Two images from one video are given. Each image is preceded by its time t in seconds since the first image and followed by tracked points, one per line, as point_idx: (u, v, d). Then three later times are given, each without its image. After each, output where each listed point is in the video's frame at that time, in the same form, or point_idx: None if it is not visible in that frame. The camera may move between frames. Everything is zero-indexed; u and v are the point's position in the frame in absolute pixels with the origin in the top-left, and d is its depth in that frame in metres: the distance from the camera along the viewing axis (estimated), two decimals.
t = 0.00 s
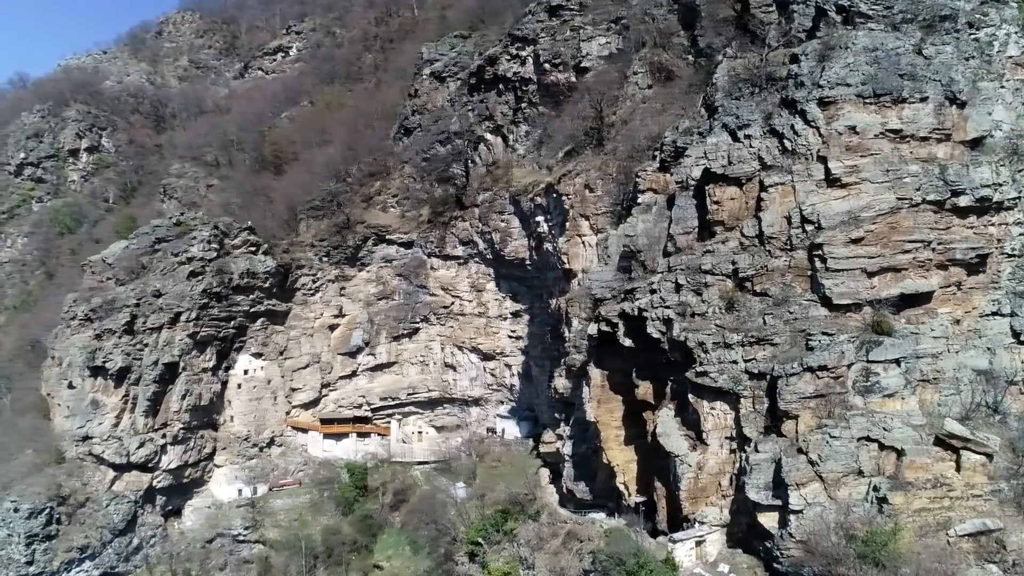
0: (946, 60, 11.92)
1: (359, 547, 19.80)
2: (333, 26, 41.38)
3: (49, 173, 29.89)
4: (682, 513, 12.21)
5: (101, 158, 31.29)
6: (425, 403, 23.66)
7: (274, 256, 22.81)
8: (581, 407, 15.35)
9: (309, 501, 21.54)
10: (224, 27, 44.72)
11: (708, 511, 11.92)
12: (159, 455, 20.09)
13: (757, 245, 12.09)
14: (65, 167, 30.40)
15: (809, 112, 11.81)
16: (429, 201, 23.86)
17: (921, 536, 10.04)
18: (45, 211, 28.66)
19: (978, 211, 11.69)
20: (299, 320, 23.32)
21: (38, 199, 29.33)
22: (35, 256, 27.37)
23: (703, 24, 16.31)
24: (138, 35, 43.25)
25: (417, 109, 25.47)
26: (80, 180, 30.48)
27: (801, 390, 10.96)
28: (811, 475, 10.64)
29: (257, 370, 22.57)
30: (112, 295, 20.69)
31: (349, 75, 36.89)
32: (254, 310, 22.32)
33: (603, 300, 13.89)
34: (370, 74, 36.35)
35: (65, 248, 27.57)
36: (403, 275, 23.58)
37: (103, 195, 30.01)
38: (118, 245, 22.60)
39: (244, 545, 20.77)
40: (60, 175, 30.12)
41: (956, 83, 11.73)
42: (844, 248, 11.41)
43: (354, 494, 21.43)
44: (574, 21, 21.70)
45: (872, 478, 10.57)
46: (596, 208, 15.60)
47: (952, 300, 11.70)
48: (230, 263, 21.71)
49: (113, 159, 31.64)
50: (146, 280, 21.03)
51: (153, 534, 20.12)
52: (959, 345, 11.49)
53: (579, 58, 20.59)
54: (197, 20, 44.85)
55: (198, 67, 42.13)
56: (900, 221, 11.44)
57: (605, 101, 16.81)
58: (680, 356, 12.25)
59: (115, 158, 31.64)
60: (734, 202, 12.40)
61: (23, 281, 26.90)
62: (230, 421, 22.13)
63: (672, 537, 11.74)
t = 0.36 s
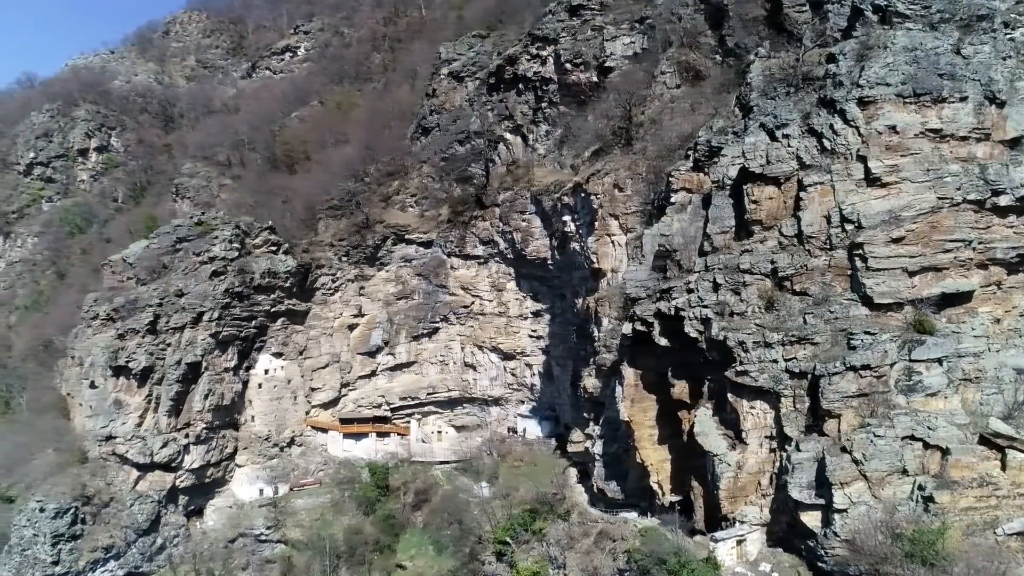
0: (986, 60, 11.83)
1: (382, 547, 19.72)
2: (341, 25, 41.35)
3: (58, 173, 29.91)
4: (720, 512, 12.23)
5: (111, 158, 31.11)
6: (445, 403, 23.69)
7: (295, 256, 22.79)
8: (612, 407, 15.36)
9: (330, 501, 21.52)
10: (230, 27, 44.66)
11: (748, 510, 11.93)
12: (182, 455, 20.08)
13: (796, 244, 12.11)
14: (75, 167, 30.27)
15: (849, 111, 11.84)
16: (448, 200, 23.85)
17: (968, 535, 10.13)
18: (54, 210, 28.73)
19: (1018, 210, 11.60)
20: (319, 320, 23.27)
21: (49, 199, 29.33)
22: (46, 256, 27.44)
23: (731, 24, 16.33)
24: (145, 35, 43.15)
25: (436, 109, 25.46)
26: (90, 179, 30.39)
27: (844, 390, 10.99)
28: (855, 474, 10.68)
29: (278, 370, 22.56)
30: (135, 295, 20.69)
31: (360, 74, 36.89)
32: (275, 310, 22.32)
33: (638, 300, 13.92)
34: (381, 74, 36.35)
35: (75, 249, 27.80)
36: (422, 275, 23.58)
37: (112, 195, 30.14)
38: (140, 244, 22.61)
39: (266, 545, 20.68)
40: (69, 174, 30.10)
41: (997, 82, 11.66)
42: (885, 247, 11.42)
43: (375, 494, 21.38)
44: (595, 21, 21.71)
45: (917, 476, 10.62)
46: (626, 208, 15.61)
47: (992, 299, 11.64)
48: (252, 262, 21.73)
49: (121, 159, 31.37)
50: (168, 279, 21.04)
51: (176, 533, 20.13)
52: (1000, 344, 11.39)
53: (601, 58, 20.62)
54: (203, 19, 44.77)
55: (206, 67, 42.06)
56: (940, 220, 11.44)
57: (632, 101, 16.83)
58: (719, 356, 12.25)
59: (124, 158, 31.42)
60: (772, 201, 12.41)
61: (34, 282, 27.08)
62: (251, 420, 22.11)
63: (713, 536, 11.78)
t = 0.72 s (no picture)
0: None
1: (404, 547, 19.65)
2: (350, 25, 41.35)
3: (69, 173, 29.82)
4: (759, 512, 12.21)
5: (120, 158, 30.74)
6: (464, 402, 23.68)
7: (315, 256, 22.79)
8: (642, 407, 15.36)
9: (351, 501, 21.49)
10: (237, 27, 44.56)
11: (787, 510, 11.92)
12: (206, 454, 20.09)
13: (835, 244, 12.14)
14: (85, 168, 30.03)
15: (888, 111, 11.86)
16: (468, 200, 23.85)
17: (1015, 534, 10.25)
18: (64, 210, 28.74)
19: None
20: (339, 319, 23.24)
21: (59, 199, 29.38)
22: (57, 256, 27.60)
23: (760, 24, 16.37)
24: (153, 35, 43.05)
25: (455, 109, 25.47)
26: (100, 179, 30.19)
27: (887, 389, 11.03)
28: (899, 473, 10.71)
29: (299, 369, 22.56)
30: (157, 295, 20.69)
31: (372, 75, 36.89)
32: (295, 310, 22.31)
33: (673, 300, 13.95)
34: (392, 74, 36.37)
35: (85, 249, 27.93)
36: (442, 276, 23.55)
37: (121, 195, 29.82)
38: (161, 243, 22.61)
39: (288, 545, 20.63)
40: (79, 174, 29.95)
41: None
42: (926, 247, 11.41)
43: (397, 493, 21.37)
44: (617, 21, 21.73)
45: (961, 476, 10.67)
46: (656, 207, 15.63)
47: None
48: (274, 262, 21.76)
49: (130, 159, 31.03)
50: (190, 279, 21.05)
51: (200, 533, 20.13)
52: None
53: (624, 59, 20.68)
54: (210, 20, 44.72)
55: (214, 67, 42.00)
56: (982, 220, 11.43)
57: (660, 100, 16.83)
58: (758, 355, 12.25)
59: (134, 158, 31.08)
60: (811, 201, 12.43)
61: (45, 283, 27.20)
62: (273, 420, 22.10)
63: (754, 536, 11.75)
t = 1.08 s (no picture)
0: None
1: (427, 547, 19.61)
2: (358, 25, 41.27)
3: (78, 172, 29.79)
4: (797, 511, 12.20)
5: (129, 158, 30.86)
6: (484, 402, 23.67)
7: (336, 256, 22.82)
8: (673, 407, 15.35)
9: (372, 500, 21.44)
10: (244, 27, 44.48)
11: (827, 509, 11.95)
12: (229, 454, 20.09)
13: (874, 244, 12.15)
14: (94, 167, 30.09)
15: (928, 111, 11.88)
16: (488, 200, 23.87)
17: None
18: (75, 210, 28.68)
19: None
20: (358, 319, 23.20)
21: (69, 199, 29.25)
22: (68, 255, 27.31)
23: (788, 24, 16.40)
24: (160, 35, 42.96)
25: (473, 108, 25.48)
26: (109, 179, 30.16)
27: (930, 388, 11.06)
28: (943, 472, 10.78)
29: (319, 369, 22.55)
30: (180, 294, 20.75)
31: (384, 74, 36.85)
32: (316, 309, 22.30)
33: (707, 299, 13.96)
34: (404, 74, 36.36)
35: (96, 249, 27.58)
36: (462, 275, 23.58)
37: (131, 195, 29.86)
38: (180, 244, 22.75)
39: (310, 544, 20.61)
40: (89, 174, 29.95)
41: None
42: (967, 247, 11.47)
43: (418, 492, 21.36)
44: (638, 21, 21.76)
45: (1004, 475, 10.80)
46: (686, 207, 15.61)
47: None
48: (296, 262, 21.77)
49: (140, 159, 31.19)
50: (212, 279, 21.09)
51: (223, 533, 20.12)
52: None
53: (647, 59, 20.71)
54: (217, 20, 44.64)
55: (221, 67, 41.92)
56: (1022, 219, 11.46)
57: (688, 99, 16.82)
58: (796, 354, 12.23)
59: (142, 157, 31.22)
60: (849, 200, 12.45)
61: (55, 282, 26.86)
62: (294, 420, 22.09)
63: (795, 535, 11.85)
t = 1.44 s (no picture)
0: None
1: (449, 547, 19.59)
2: (368, 24, 41.21)
3: (89, 172, 29.71)
4: (835, 510, 12.25)
5: (139, 158, 30.93)
6: (504, 402, 23.69)
7: (356, 256, 22.76)
8: (704, 407, 15.37)
9: (394, 500, 21.43)
10: (252, 27, 44.46)
11: (868, 508, 12.00)
12: (252, 454, 20.10)
13: (912, 243, 12.18)
14: (104, 167, 30.08)
15: (968, 110, 11.89)
16: (508, 200, 23.82)
17: None
18: (85, 210, 28.59)
19: None
20: (378, 318, 23.18)
21: (79, 198, 29.21)
22: (80, 255, 27.17)
23: (817, 23, 16.42)
24: (168, 34, 42.94)
25: (491, 109, 25.51)
26: (119, 179, 30.16)
27: (973, 387, 11.12)
28: (987, 471, 10.81)
29: (340, 369, 22.48)
30: (204, 294, 20.80)
31: (395, 74, 36.81)
32: (337, 309, 22.24)
33: (742, 299, 13.98)
34: (416, 74, 36.35)
35: (108, 249, 27.43)
36: (482, 275, 23.51)
37: (141, 195, 29.85)
38: (202, 244, 22.89)
39: (333, 543, 20.69)
40: (99, 174, 29.89)
41: None
42: (1008, 246, 11.42)
43: (440, 492, 21.37)
44: (660, 20, 21.78)
45: None
46: (716, 206, 15.62)
47: None
48: (318, 261, 21.74)
49: (150, 159, 31.27)
50: (235, 279, 21.13)
51: (246, 533, 20.11)
52: None
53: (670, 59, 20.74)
54: (225, 19, 44.61)
55: (229, 66, 41.89)
56: None
57: (717, 99, 16.81)
58: (836, 354, 12.24)
59: (152, 157, 31.28)
60: (888, 200, 12.47)
61: (66, 282, 26.69)
62: (316, 419, 22.07)
63: (837, 534, 12.00)
